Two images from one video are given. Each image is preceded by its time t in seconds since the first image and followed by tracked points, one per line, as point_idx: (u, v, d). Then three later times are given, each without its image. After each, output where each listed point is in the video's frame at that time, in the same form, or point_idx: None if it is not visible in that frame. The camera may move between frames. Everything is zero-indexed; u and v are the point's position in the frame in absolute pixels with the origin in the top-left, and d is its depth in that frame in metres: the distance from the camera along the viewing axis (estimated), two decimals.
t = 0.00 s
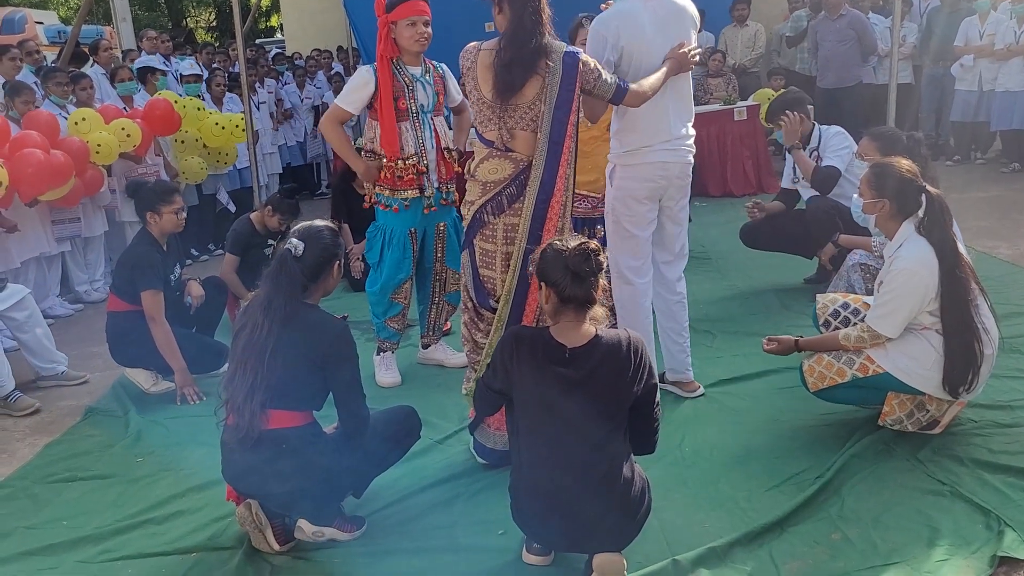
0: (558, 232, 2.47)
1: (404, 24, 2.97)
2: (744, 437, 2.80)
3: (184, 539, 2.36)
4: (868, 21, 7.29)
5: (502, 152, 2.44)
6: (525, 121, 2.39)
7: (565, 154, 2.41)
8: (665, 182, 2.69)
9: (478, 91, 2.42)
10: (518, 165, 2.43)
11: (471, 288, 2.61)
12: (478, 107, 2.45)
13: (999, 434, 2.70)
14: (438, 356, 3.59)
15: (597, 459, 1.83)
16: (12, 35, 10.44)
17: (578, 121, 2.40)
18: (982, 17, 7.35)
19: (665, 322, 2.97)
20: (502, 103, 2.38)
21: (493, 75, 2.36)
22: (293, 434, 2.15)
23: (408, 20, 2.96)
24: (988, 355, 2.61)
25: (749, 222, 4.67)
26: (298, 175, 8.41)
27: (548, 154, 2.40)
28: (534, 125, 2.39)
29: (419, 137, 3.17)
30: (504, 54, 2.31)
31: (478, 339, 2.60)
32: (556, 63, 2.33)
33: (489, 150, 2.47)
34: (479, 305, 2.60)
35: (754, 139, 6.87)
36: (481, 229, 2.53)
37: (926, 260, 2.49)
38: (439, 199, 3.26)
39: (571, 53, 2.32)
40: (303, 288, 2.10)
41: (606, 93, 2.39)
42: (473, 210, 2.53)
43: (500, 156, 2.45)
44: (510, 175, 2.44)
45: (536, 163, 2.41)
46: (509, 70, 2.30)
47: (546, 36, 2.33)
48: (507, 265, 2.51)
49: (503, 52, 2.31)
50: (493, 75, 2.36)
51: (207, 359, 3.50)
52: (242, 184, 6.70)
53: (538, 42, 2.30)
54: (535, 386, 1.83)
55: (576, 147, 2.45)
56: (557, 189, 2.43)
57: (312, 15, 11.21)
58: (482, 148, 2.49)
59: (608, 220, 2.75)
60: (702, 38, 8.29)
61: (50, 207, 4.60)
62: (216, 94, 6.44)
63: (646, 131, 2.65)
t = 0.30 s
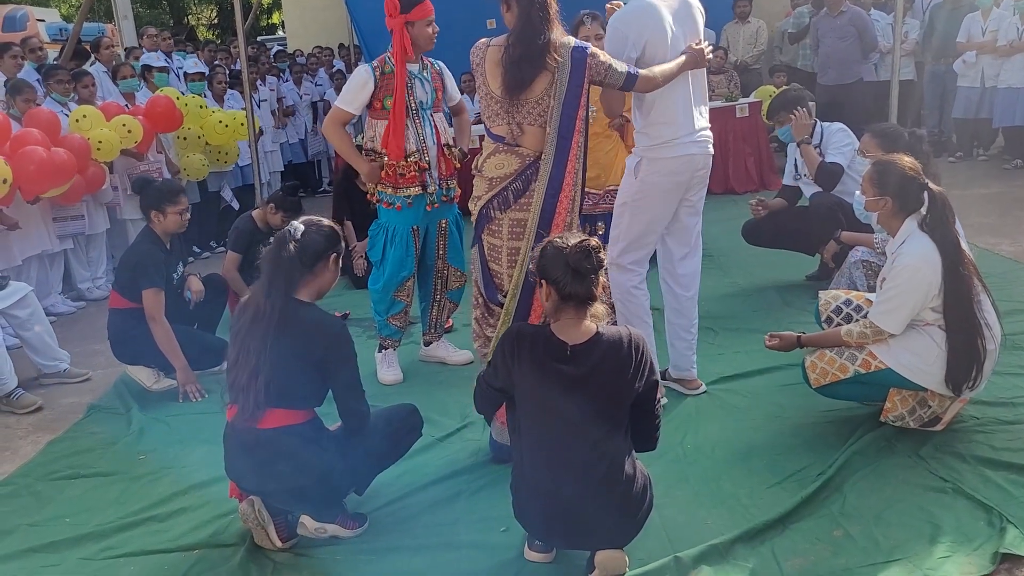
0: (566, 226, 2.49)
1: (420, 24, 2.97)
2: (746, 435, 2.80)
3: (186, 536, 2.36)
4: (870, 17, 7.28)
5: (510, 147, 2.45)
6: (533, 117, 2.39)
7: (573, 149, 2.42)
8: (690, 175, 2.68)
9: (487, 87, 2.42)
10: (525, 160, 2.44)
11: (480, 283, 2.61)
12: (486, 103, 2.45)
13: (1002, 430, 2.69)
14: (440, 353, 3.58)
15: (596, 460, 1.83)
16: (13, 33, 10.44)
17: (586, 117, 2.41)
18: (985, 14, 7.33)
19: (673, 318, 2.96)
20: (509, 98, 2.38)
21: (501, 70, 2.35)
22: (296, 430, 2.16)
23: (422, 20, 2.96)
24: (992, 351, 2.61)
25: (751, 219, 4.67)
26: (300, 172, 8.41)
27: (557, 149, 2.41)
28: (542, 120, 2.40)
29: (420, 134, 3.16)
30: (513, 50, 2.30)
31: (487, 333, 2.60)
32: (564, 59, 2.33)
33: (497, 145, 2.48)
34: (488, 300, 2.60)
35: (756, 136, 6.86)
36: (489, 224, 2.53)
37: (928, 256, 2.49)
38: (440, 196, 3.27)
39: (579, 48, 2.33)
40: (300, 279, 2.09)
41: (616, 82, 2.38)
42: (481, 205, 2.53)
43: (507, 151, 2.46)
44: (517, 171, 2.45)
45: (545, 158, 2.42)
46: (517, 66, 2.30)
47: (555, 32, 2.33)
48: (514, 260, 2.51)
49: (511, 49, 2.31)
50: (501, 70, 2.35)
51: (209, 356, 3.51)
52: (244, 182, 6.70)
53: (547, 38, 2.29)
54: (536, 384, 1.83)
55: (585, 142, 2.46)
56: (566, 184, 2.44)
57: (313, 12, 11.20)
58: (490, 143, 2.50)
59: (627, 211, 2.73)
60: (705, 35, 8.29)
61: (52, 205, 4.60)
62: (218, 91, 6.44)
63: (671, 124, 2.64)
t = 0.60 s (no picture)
0: (572, 224, 2.47)
1: (421, 20, 3.00)
2: (749, 431, 2.80)
3: (188, 533, 2.37)
4: (871, 13, 7.27)
5: (513, 145, 2.45)
6: (534, 115, 2.39)
7: (576, 147, 2.41)
8: (698, 169, 2.69)
9: (489, 85, 2.43)
10: (528, 158, 2.44)
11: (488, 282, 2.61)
12: (489, 101, 2.46)
13: (1004, 427, 2.69)
14: (442, 350, 3.58)
15: (596, 459, 1.83)
16: (14, 30, 10.43)
17: (588, 114, 2.40)
18: (987, 10, 7.32)
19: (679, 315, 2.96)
20: (511, 96, 2.38)
21: (502, 68, 2.36)
22: (297, 427, 2.16)
23: (424, 17, 2.99)
24: (993, 346, 2.61)
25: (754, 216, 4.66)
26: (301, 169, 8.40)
27: (560, 147, 2.40)
28: (545, 118, 2.39)
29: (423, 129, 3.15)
30: (514, 49, 2.30)
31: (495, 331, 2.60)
32: (564, 57, 2.31)
33: (501, 144, 2.49)
34: (497, 298, 2.60)
35: (758, 133, 6.83)
36: (495, 222, 2.54)
37: (934, 251, 2.48)
38: (442, 192, 3.27)
39: (579, 46, 2.31)
40: (285, 279, 2.10)
41: (617, 78, 2.37)
42: (487, 203, 2.54)
43: (510, 149, 2.46)
44: (520, 168, 2.45)
45: (547, 156, 2.41)
46: (518, 65, 2.30)
47: (556, 30, 2.32)
48: (520, 258, 2.52)
49: (512, 47, 2.31)
50: (502, 69, 2.36)
51: (211, 354, 3.51)
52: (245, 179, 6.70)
53: (547, 36, 2.29)
54: (538, 381, 1.83)
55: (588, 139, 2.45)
56: (570, 182, 2.44)
57: (313, 9, 11.18)
58: (494, 142, 2.51)
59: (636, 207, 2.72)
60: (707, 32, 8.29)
61: (54, 203, 4.60)
62: (219, 88, 6.44)
63: (678, 118, 2.63)
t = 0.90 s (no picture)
0: (589, 219, 2.49)
1: (399, 15, 2.97)
2: (749, 428, 2.79)
3: (189, 531, 2.37)
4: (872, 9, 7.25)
5: (529, 140, 2.46)
6: (551, 110, 2.39)
7: (593, 142, 2.41)
8: (694, 169, 2.68)
9: (505, 81, 2.42)
10: (545, 153, 2.45)
11: (501, 277, 2.64)
12: (503, 97, 2.45)
13: (1006, 423, 2.69)
14: (443, 347, 3.58)
15: (596, 455, 1.84)
16: (14, 27, 10.41)
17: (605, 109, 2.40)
18: (988, 5, 7.30)
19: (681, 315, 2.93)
20: (527, 91, 2.38)
21: (517, 64, 2.35)
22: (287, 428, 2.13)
23: (402, 11, 2.96)
24: (997, 342, 2.61)
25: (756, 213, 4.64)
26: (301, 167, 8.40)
27: (576, 142, 2.40)
28: (561, 113, 2.39)
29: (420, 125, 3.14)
30: (530, 44, 2.28)
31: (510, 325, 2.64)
32: (581, 52, 2.30)
33: (517, 139, 2.49)
34: (513, 292, 2.63)
35: (759, 129, 6.81)
36: (512, 218, 2.55)
37: (940, 244, 2.48)
38: (437, 188, 3.27)
39: (596, 41, 2.31)
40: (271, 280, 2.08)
41: (630, 84, 2.37)
42: (503, 199, 2.55)
43: (527, 144, 2.47)
44: (537, 164, 2.46)
45: (565, 150, 2.42)
46: (533, 61, 2.29)
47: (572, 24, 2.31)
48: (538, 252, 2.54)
49: (529, 41, 2.29)
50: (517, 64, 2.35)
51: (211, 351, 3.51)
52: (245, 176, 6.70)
53: (565, 31, 2.27)
54: (539, 379, 1.83)
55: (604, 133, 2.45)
56: (586, 177, 2.44)
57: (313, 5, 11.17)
58: (509, 137, 2.51)
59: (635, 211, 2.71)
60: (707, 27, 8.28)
61: (54, 200, 4.60)
62: (220, 85, 6.44)
63: (673, 117, 2.62)
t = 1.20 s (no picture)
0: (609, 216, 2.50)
1: (374, 9, 2.98)
2: (749, 424, 2.80)
3: (189, 527, 2.37)
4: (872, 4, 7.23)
5: (545, 137, 2.43)
6: (565, 105, 2.39)
7: (608, 135, 2.43)
8: (682, 170, 2.67)
9: (516, 78, 2.39)
10: (562, 149, 2.44)
11: (524, 277, 2.60)
12: (514, 94, 2.42)
13: (1006, 419, 2.69)
14: (443, 343, 3.58)
15: (597, 451, 1.84)
16: (13, 22, 10.37)
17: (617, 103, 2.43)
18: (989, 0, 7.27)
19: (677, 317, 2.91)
20: (540, 87, 2.36)
21: (530, 59, 2.32)
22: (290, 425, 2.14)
23: (377, 4, 2.96)
24: (998, 338, 2.61)
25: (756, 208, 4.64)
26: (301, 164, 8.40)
27: (592, 136, 2.41)
28: (575, 108, 2.40)
29: (402, 122, 3.14)
30: (542, 39, 2.27)
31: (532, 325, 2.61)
32: (591, 47, 2.33)
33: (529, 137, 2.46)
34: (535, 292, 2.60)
35: (759, 124, 6.82)
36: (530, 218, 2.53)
37: (941, 236, 2.48)
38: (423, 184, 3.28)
39: (607, 36, 2.34)
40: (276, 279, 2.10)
41: (630, 86, 2.43)
42: (521, 199, 2.52)
43: (543, 141, 2.44)
44: (555, 160, 2.45)
45: (581, 145, 2.42)
46: (547, 56, 2.29)
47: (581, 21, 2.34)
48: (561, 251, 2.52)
49: (539, 36, 2.29)
50: (529, 60, 2.33)
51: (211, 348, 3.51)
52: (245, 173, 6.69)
53: (578, 26, 2.29)
54: (540, 377, 1.83)
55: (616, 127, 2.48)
56: (604, 171, 2.45)
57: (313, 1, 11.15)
58: (520, 134, 2.47)
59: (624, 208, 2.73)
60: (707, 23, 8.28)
61: (53, 197, 4.59)
62: (219, 81, 6.44)
63: (661, 120, 2.61)
